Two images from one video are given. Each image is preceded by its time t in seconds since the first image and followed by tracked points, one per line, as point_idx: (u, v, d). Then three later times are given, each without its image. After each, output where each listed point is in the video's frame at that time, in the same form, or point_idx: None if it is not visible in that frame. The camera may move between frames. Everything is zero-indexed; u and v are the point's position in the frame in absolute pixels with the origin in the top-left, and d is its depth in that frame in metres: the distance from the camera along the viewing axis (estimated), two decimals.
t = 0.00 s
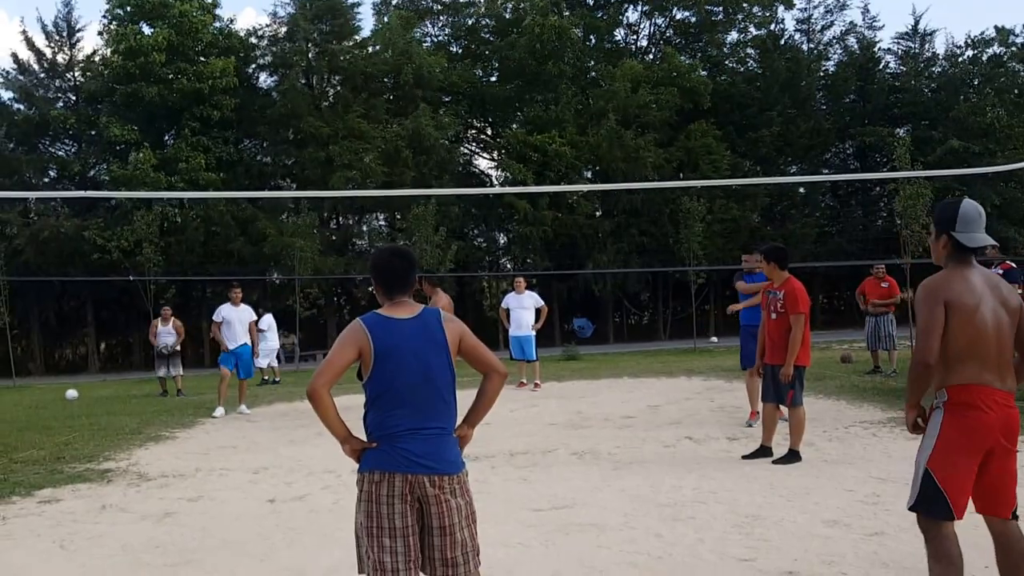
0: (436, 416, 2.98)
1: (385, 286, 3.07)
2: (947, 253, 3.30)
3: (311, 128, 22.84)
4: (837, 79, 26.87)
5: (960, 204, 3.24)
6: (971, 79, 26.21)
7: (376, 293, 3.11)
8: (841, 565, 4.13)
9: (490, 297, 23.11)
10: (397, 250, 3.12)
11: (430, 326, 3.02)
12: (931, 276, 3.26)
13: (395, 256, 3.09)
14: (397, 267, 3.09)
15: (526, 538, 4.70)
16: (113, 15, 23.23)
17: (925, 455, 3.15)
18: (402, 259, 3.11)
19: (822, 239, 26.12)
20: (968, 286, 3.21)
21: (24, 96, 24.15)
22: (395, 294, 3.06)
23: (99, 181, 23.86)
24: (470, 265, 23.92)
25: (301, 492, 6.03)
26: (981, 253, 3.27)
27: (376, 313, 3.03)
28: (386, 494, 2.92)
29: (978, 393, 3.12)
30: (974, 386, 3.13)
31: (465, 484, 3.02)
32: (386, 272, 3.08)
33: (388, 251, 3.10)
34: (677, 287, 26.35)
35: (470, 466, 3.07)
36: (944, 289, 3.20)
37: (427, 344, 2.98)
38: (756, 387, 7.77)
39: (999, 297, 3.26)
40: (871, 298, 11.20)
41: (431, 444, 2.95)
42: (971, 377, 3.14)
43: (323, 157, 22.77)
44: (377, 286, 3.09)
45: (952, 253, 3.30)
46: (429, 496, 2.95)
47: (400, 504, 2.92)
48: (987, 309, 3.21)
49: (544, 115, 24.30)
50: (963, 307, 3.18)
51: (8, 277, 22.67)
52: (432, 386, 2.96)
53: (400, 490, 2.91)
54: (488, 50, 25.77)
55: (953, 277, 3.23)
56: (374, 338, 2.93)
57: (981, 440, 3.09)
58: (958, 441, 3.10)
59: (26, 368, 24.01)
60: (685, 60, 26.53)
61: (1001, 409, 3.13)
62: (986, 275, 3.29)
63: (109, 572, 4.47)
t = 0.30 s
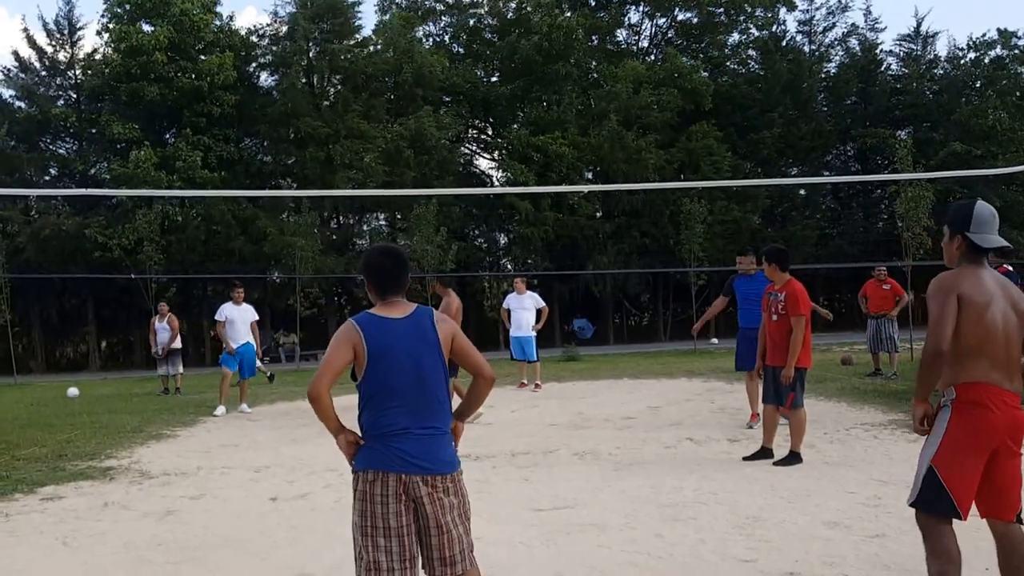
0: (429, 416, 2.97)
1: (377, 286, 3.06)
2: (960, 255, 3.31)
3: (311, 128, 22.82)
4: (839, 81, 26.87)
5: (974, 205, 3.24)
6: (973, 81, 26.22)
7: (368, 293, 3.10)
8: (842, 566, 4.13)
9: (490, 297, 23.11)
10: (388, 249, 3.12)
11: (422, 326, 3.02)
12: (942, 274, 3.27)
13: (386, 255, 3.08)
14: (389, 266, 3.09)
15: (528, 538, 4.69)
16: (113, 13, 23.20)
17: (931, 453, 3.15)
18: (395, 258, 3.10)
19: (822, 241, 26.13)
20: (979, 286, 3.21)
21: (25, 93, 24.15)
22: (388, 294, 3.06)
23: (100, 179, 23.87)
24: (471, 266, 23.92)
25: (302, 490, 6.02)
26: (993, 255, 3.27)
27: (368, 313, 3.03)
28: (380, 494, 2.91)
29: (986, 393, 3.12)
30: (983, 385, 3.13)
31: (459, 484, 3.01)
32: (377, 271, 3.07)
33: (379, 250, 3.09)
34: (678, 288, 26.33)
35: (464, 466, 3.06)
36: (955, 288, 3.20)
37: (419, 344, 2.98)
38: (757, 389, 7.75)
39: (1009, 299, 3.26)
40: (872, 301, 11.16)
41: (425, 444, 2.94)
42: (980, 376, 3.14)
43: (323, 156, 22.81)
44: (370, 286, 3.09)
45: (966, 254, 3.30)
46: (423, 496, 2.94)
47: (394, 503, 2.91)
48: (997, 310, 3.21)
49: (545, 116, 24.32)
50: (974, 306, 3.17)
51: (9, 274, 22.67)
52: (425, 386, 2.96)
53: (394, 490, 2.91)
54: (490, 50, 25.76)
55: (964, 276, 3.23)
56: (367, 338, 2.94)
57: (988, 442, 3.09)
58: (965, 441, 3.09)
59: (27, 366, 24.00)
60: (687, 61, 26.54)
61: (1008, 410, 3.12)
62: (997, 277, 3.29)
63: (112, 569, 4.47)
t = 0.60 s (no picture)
0: (428, 417, 2.96)
1: (374, 286, 3.05)
2: (957, 258, 3.31)
3: (308, 127, 22.73)
4: (840, 83, 26.89)
5: (974, 208, 3.25)
6: (975, 84, 26.22)
7: (365, 294, 3.10)
8: (844, 569, 4.12)
9: (490, 298, 23.13)
10: (384, 248, 3.10)
11: (420, 325, 3.01)
12: (942, 277, 3.26)
13: (381, 255, 3.07)
14: (386, 266, 3.07)
15: (530, 538, 4.69)
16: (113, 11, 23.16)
17: (934, 456, 3.14)
18: (390, 258, 3.08)
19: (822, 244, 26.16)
20: (981, 289, 3.21)
21: (26, 91, 24.14)
22: (384, 295, 3.05)
23: (100, 177, 23.85)
24: (471, 266, 23.93)
25: (305, 489, 6.01)
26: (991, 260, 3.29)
27: (365, 315, 3.03)
28: (383, 493, 2.91)
29: (989, 397, 3.12)
30: (985, 389, 3.13)
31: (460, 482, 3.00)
32: (373, 271, 3.05)
33: (375, 249, 3.07)
34: (677, 290, 26.35)
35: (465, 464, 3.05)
36: (956, 292, 3.19)
37: (416, 344, 2.98)
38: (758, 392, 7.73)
39: (1008, 304, 3.27)
40: (872, 305, 11.12)
41: (425, 445, 2.93)
42: (982, 380, 3.14)
43: (323, 156, 22.81)
44: (366, 287, 3.08)
45: (963, 258, 3.31)
46: (425, 494, 2.94)
47: (396, 502, 2.91)
48: (998, 314, 3.21)
49: (547, 116, 24.33)
50: (976, 310, 3.17)
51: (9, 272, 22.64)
52: (423, 386, 2.96)
53: (395, 489, 2.90)
54: (491, 51, 25.76)
55: (965, 279, 3.22)
56: (363, 340, 2.94)
57: (991, 445, 3.09)
58: (970, 444, 3.09)
59: (26, 363, 23.97)
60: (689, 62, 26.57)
61: (1012, 414, 3.12)
62: (995, 281, 3.30)
63: (115, 567, 4.46)
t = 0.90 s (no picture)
0: (429, 416, 3.11)
1: (385, 285, 3.18)
2: (927, 268, 3.32)
3: (308, 124, 22.85)
4: (841, 85, 26.87)
5: (942, 218, 3.25)
6: (976, 87, 26.22)
7: (375, 291, 3.23)
8: (849, 570, 4.12)
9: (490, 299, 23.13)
10: (398, 249, 3.25)
11: (426, 328, 3.16)
12: (916, 291, 3.27)
13: (395, 256, 3.21)
14: (398, 268, 3.20)
15: (534, 538, 4.69)
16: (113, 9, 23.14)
17: (930, 468, 3.14)
18: (402, 259, 3.21)
19: (822, 246, 26.19)
20: (953, 297, 3.22)
21: (26, 88, 24.10)
22: (394, 295, 3.18)
23: (100, 175, 23.80)
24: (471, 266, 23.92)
25: (307, 488, 6.00)
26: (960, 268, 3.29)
27: (375, 312, 3.17)
28: (379, 483, 3.07)
29: (979, 406, 3.11)
30: (974, 398, 3.12)
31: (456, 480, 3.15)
32: (386, 271, 3.19)
33: (389, 251, 3.21)
34: (677, 292, 26.35)
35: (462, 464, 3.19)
36: (932, 304, 3.20)
37: (420, 345, 3.12)
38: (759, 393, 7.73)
39: (984, 310, 3.28)
40: (873, 307, 11.07)
41: (424, 443, 3.07)
42: (970, 389, 3.14)
43: (321, 154, 22.87)
44: (377, 285, 3.21)
45: (932, 266, 3.32)
46: (420, 489, 3.10)
47: (390, 492, 3.08)
48: (976, 323, 3.22)
49: (548, 116, 24.29)
50: (951, 320, 3.18)
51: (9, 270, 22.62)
52: (426, 387, 3.10)
53: (392, 482, 3.06)
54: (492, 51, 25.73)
55: (939, 289, 3.23)
56: (374, 336, 3.08)
57: (987, 453, 3.08)
58: (965, 453, 3.08)
59: (25, 361, 23.93)
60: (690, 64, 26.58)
61: (1006, 421, 3.12)
62: (969, 289, 3.31)
63: (119, 564, 4.46)
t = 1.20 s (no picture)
0: (407, 422, 3.15)
1: (371, 291, 3.24)
2: (897, 290, 3.39)
3: (308, 123, 22.80)
4: (841, 88, 26.91)
5: (907, 244, 3.34)
6: (977, 90, 26.29)
7: (362, 297, 3.30)
8: (853, 571, 4.13)
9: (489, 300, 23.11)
10: (384, 255, 3.31)
11: (407, 333, 3.21)
12: (892, 313, 3.32)
13: (380, 262, 3.27)
14: (384, 274, 3.26)
15: (538, 538, 4.69)
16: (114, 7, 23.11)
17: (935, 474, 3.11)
18: (389, 266, 3.27)
19: (821, 249, 26.21)
20: (931, 312, 3.26)
21: (25, 86, 24.06)
22: (378, 300, 3.24)
23: (98, 173, 23.74)
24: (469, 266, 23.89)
25: (310, 487, 5.99)
26: (931, 291, 3.36)
27: (358, 317, 3.24)
28: (353, 486, 3.12)
29: (978, 411, 3.10)
30: (971, 403, 3.12)
31: (435, 484, 3.18)
32: (371, 277, 3.25)
33: (376, 257, 3.28)
34: (675, 294, 26.33)
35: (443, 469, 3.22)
36: (910, 320, 3.24)
37: (399, 350, 3.17)
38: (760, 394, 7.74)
39: (964, 321, 3.32)
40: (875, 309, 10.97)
41: (400, 448, 3.11)
42: (965, 396, 3.13)
43: (320, 153, 22.70)
44: (363, 290, 3.27)
45: (903, 291, 3.38)
46: (397, 493, 3.13)
47: (365, 495, 3.12)
48: (959, 333, 3.25)
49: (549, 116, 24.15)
50: (934, 333, 3.21)
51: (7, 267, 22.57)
52: (403, 392, 3.15)
53: (366, 485, 3.11)
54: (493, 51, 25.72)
55: (915, 308, 3.28)
56: (353, 342, 3.16)
57: (988, 457, 3.07)
58: (970, 458, 3.06)
59: (22, 359, 23.85)
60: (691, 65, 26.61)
61: (1006, 424, 3.10)
62: (946, 304, 3.35)
63: (123, 563, 4.45)
